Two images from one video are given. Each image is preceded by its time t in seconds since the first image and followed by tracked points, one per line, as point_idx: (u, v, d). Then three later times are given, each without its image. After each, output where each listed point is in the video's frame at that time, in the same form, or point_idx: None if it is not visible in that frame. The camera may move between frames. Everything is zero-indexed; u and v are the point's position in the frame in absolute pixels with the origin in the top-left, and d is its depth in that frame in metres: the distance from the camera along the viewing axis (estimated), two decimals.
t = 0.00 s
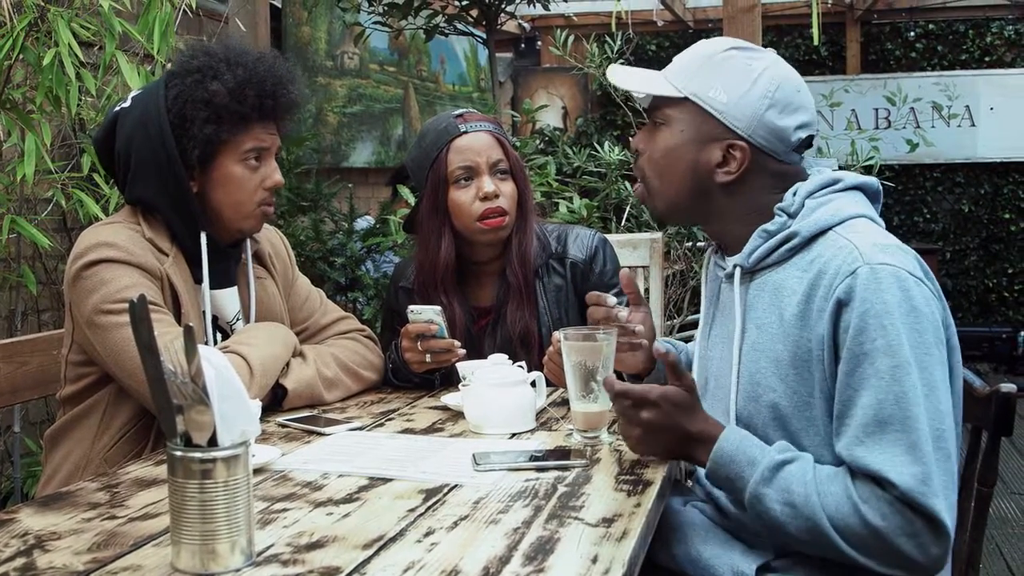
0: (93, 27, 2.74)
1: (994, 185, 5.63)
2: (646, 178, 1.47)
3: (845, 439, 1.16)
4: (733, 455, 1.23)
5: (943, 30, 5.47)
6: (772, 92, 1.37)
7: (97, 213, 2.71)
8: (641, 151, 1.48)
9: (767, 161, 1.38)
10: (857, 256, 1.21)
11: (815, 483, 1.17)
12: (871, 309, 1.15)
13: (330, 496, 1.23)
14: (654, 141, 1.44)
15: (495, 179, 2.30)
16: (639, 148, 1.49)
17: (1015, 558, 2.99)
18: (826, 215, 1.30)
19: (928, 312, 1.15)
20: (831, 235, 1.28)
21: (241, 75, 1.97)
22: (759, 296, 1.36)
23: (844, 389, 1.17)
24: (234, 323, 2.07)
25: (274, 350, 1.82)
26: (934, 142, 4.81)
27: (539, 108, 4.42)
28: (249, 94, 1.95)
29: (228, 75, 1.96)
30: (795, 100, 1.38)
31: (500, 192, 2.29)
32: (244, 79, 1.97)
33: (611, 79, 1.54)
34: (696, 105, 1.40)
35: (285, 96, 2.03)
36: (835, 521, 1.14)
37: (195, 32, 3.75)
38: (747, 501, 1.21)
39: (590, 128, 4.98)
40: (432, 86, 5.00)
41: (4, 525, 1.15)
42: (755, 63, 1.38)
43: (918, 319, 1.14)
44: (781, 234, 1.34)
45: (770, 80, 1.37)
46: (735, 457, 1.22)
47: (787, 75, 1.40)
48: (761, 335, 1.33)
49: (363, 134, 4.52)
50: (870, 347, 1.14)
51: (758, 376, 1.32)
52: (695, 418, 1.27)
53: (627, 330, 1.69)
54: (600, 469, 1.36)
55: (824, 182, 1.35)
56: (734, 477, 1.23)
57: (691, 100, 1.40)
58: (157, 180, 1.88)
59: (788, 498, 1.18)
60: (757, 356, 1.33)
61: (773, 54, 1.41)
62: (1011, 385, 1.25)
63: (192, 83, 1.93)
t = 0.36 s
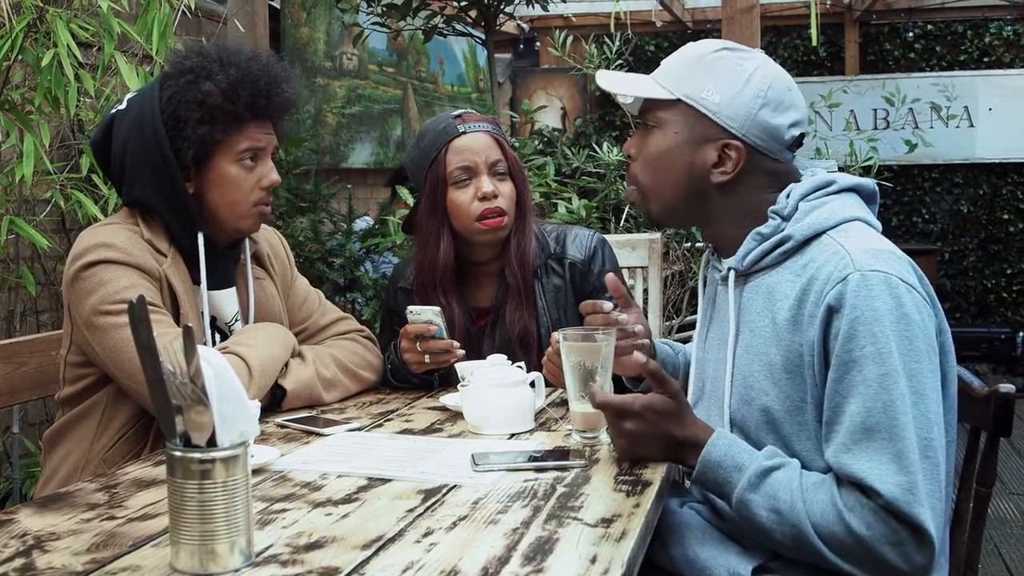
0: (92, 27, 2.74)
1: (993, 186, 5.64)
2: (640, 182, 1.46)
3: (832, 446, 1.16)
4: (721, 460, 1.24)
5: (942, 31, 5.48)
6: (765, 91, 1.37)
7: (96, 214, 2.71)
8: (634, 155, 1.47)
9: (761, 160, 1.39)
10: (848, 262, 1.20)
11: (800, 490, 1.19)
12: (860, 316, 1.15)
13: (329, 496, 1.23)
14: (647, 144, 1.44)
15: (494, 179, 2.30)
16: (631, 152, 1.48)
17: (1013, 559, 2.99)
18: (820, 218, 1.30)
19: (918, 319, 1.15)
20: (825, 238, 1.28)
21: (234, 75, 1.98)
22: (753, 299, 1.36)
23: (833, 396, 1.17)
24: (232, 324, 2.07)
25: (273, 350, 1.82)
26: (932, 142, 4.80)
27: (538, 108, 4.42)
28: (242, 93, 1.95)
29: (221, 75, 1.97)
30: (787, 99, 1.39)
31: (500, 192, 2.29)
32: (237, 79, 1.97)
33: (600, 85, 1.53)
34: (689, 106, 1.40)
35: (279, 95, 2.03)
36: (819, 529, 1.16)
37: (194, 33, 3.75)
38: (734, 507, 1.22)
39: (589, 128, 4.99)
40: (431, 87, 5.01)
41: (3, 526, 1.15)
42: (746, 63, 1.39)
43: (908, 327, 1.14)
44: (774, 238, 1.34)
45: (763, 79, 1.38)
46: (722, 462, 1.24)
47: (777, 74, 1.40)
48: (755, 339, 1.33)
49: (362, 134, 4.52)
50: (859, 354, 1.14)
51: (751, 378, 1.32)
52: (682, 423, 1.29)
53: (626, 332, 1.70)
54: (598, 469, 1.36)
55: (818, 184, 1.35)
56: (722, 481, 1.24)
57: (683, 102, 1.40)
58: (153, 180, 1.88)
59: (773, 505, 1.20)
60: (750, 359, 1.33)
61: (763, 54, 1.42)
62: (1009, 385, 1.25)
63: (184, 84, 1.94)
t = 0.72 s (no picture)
0: (92, 27, 2.74)
1: (992, 187, 5.65)
2: (633, 193, 1.47)
3: (833, 453, 1.17)
4: (722, 464, 1.24)
5: (942, 32, 5.48)
6: (749, 94, 1.37)
7: (96, 213, 2.71)
8: (625, 167, 1.48)
9: (753, 163, 1.38)
10: (848, 269, 1.20)
11: (801, 496, 1.18)
12: (861, 324, 1.15)
13: (328, 496, 1.23)
14: (637, 156, 1.45)
15: (494, 179, 2.31)
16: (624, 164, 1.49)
17: (1012, 560, 2.99)
18: (819, 223, 1.30)
19: (918, 326, 1.15)
20: (825, 243, 1.28)
21: (230, 74, 1.98)
22: (753, 304, 1.36)
23: (833, 403, 1.18)
24: (231, 324, 2.07)
25: (272, 350, 1.82)
26: (933, 144, 4.81)
27: (538, 109, 4.42)
28: (238, 93, 1.95)
29: (216, 75, 1.97)
30: (773, 100, 1.39)
31: (500, 193, 2.29)
32: (234, 79, 1.97)
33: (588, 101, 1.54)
34: (676, 116, 1.41)
35: (276, 95, 2.02)
36: (820, 535, 1.16)
37: (194, 32, 3.75)
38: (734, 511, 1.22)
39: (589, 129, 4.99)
40: (430, 87, 5.01)
41: (2, 525, 1.15)
42: (729, 67, 1.39)
43: (908, 335, 1.14)
44: (774, 242, 1.34)
45: (746, 83, 1.38)
46: (723, 467, 1.24)
47: (761, 76, 1.40)
48: (755, 343, 1.33)
49: (361, 134, 4.52)
50: (859, 362, 1.14)
51: (751, 383, 1.32)
52: (680, 428, 1.29)
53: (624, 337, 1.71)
54: (597, 470, 1.36)
55: (816, 188, 1.36)
56: (723, 485, 1.24)
57: (670, 112, 1.41)
58: (151, 181, 1.89)
59: (773, 510, 1.20)
60: (750, 363, 1.33)
61: (746, 57, 1.41)
62: (1008, 387, 1.25)
63: (180, 84, 1.94)
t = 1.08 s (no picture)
0: (90, 27, 2.74)
1: (990, 188, 5.66)
2: (660, 179, 1.41)
3: (834, 447, 1.16)
4: (716, 462, 1.24)
5: (940, 33, 5.48)
6: (784, 87, 1.38)
7: (94, 213, 2.71)
8: (648, 153, 1.43)
9: (782, 157, 1.39)
10: (859, 265, 1.20)
11: (795, 493, 1.19)
12: (869, 319, 1.15)
13: (326, 496, 1.24)
14: (666, 142, 1.39)
15: (492, 182, 2.31)
16: (646, 149, 1.43)
17: (1010, 562, 3.00)
18: (829, 221, 1.31)
19: (925, 325, 1.15)
20: (835, 241, 1.28)
21: (227, 74, 1.98)
22: (760, 298, 1.36)
23: (837, 396, 1.18)
24: (229, 324, 2.07)
25: (270, 350, 1.82)
26: (931, 145, 4.80)
27: (536, 110, 4.42)
28: (235, 93, 1.95)
29: (214, 74, 1.97)
30: (799, 96, 1.40)
31: (498, 195, 2.29)
32: (231, 78, 1.97)
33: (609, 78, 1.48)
34: (713, 101, 1.37)
35: (273, 94, 2.02)
36: (814, 533, 1.16)
37: (192, 33, 3.75)
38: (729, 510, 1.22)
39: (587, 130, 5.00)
40: (429, 87, 5.02)
41: None
42: (764, 59, 1.38)
43: (915, 331, 1.14)
44: (784, 237, 1.34)
45: (782, 76, 1.38)
46: (718, 465, 1.24)
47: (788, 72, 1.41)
48: (761, 337, 1.33)
49: (360, 135, 4.52)
50: (865, 356, 1.14)
51: (755, 377, 1.32)
52: (677, 427, 1.29)
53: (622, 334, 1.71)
54: (595, 470, 1.36)
55: (828, 186, 1.36)
56: (717, 484, 1.24)
57: (708, 97, 1.37)
58: (149, 181, 1.89)
59: (768, 507, 1.20)
60: (754, 357, 1.33)
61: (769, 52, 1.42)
62: (1005, 387, 1.25)
63: (178, 84, 1.95)
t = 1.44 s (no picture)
0: (86, 27, 2.73)
1: (988, 185, 5.65)
2: (680, 178, 1.43)
3: (852, 442, 1.17)
4: (721, 463, 1.24)
5: (938, 30, 5.48)
6: (807, 87, 1.36)
7: (90, 213, 2.71)
8: (673, 153, 1.45)
9: (804, 156, 1.37)
10: (895, 266, 1.20)
11: (802, 494, 1.19)
12: (903, 320, 1.15)
13: (324, 495, 1.23)
14: (687, 144, 1.41)
15: (489, 180, 2.30)
16: (670, 148, 1.45)
17: (1009, 558, 3.00)
18: (866, 222, 1.30)
19: (954, 330, 1.15)
20: (869, 241, 1.28)
21: (224, 73, 1.97)
22: (788, 293, 1.36)
23: (860, 394, 1.18)
24: (226, 324, 2.07)
25: (267, 349, 1.82)
26: (928, 141, 4.80)
27: (533, 108, 4.41)
28: (232, 91, 1.95)
29: (210, 73, 1.97)
30: (828, 94, 1.37)
31: (494, 194, 2.29)
32: (227, 77, 1.97)
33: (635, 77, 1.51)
34: (729, 104, 1.37)
35: (270, 93, 2.02)
36: (820, 532, 1.17)
37: (189, 32, 3.74)
38: (733, 510, 1.22)
39: (584, 128, 4.99)
40: (426, 86, 5.02)
41: None
42: (786, 58, 1.37)
43: (943, 335, 1.15)
44: (818, 234, 1.33)
45: (803, 75, 1.36)
46: (723, 465, 1.23)
47: (817, 68, 1.39)
48: (786, 331, 1.33)
49: (358, 134, 4.52)
50: (895, 355, 1.15)
51: (776, 370, 1.32)
52: (678, 424, 1.28)
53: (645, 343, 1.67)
54: (593, 468, 1.36)
55: (866, 188, 1.36)
56: (721, 484, 1.24)
57: (723, 100, 1.38)
58: (146, 181, 1.88)
59: (773, 507, 1.20)
60: (777, 350, 1.33)
61: (801, 48, 1.40)
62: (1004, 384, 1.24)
63: (174, 83, 1.94)
